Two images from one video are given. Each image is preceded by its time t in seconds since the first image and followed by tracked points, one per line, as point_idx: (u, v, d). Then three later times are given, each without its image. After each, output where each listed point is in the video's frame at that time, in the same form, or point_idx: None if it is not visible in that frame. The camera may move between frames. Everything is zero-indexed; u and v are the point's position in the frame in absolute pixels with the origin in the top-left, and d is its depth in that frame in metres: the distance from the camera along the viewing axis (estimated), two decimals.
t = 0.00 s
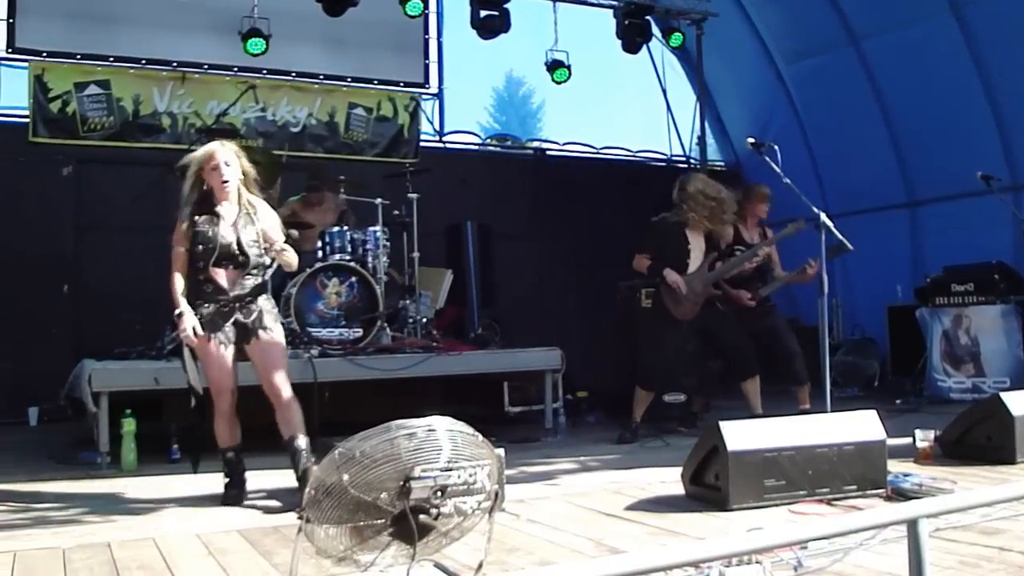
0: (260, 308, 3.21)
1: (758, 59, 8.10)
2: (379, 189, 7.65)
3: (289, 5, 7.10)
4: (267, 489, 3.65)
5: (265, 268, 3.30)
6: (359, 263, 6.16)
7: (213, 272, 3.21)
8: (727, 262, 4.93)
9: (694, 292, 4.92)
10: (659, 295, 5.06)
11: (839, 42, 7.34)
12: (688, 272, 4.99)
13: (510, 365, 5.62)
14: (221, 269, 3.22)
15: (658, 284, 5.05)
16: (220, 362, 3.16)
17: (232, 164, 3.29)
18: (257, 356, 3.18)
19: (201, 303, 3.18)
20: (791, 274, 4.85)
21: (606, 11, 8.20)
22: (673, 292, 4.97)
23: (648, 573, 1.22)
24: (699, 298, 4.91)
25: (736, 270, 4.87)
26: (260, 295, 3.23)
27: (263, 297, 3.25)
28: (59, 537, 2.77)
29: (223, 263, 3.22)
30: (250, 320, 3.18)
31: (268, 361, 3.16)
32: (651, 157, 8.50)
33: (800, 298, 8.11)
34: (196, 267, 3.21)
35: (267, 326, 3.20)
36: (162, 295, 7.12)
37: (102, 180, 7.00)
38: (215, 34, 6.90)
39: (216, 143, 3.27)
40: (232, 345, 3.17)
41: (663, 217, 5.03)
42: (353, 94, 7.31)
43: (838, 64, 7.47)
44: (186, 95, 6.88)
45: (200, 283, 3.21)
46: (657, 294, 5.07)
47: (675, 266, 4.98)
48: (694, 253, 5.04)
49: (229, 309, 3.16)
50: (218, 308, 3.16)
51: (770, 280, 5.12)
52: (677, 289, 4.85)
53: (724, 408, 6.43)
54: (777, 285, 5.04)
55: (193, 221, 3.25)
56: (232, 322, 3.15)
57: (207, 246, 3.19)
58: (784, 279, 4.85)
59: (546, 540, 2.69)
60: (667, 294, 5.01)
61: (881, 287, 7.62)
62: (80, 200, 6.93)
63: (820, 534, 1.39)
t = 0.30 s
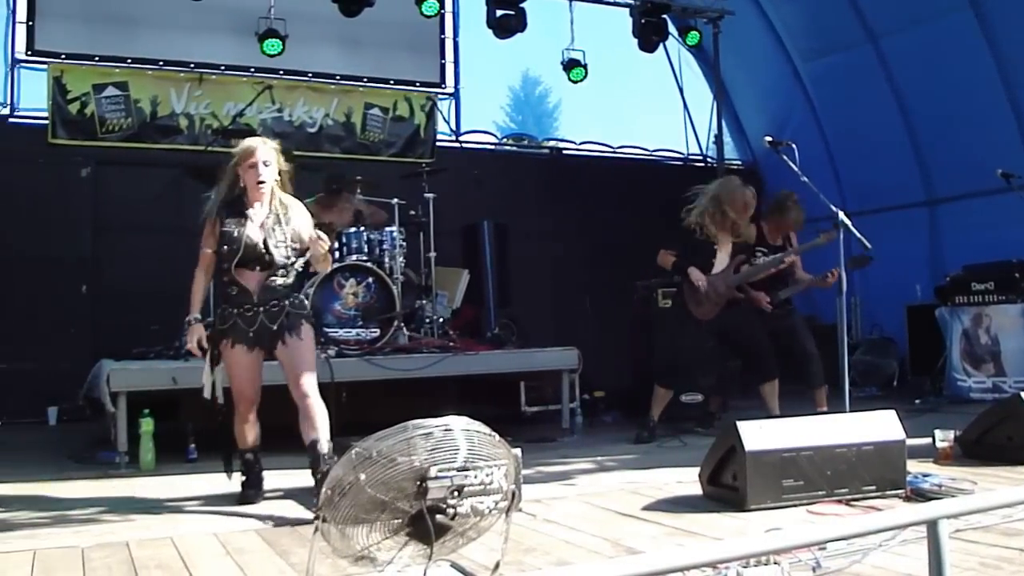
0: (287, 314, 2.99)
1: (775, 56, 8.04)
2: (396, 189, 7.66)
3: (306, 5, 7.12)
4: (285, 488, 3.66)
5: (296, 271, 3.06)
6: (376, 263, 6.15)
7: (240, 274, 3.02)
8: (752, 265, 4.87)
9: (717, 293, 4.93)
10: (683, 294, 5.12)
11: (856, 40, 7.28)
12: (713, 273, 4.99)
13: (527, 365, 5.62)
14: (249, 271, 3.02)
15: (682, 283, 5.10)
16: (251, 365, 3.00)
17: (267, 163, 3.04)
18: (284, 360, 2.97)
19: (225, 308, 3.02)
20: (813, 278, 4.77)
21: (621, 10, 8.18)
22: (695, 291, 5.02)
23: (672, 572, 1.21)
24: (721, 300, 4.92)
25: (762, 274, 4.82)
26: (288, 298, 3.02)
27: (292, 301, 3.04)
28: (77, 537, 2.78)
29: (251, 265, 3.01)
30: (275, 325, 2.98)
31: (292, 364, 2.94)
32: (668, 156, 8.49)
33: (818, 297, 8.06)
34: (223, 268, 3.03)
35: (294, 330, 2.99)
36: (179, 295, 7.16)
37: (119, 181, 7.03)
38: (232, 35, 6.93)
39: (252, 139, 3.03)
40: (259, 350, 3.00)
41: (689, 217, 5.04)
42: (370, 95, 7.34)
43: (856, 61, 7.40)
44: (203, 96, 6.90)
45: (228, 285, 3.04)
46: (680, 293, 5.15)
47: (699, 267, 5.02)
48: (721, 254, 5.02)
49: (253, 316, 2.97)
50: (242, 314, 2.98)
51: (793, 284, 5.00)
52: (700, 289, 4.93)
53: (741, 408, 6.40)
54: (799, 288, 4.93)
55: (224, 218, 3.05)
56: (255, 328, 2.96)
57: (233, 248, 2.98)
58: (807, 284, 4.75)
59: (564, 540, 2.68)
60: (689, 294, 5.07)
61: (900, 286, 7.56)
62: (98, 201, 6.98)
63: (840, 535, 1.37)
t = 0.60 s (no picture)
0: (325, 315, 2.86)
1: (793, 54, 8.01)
2: (412, 189, 7.68)
3: (322, 6, 7.14)
4: (302, 488, 3.66)
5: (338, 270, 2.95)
6: (392, 264, 6.23)
7: (281, 272, 2.91)
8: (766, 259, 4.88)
9: (734, 291, 4.88)
10: (700, 294, 5.05)
11: (874, 37, 7.22)
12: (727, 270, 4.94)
13: (544, 365, 5.61)
14: (290, 269, 2.91)
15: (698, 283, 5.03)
16: (284, 371, 2.92)
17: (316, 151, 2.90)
18: (316, 359, 2.81)
19: (263, 309, 2.90)
20: (826, 270, 4.76)
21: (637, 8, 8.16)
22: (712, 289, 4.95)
23: (686, 573, 1.20)
24: (740, 296, 4.87)
25: (776, 267, 4.81)
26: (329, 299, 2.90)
27: (333, 301, 2.91)
28: (96, 536, 2.80)
29: (293, 263, 2.90)
30: (312, 326, 2.87)
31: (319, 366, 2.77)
32: (684, 155, 8.42)
33: (837, 296, 8.01)
34: (262, 264, 2.91)
35: (333, 334, 2.84)
36: (197, 296, 7.20)
37: (137, 182, 7.08)
38: (249, 36, 6.96)
39: (300, 125, 2.88)
40: (297, 353, 2.90)
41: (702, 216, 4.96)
42: (386, 95, 7.34)
43: (874, 59, 7.35)
44: (220, 98, 6.95)
45: (267, 283, 2.93)
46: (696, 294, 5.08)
47: (714, 265, 4.94)
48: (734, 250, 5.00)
49: (291, 317, 2.86)
50: (280, 315, 2.87)
51: (807, 278, 5.01)
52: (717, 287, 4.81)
53: (760, 408, 6.37)
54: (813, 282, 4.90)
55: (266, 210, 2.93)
56: (294, 330, 2.86)
57: (273, 245, 2.87)
58: (819, 275, 4.73)
59: (581, 540, 2.67)
60: (706, 293, 5.00)
61: (920, 285, 7.50)
62: (117, 202, 7.03)
63: (855, 535, 1.36)
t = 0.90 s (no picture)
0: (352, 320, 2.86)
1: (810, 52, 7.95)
2: (428, 189, 7.68)
3: (338, 6, 7.16)
4: (318, 488, 3.67)
5: (367, 273, 2.89)
6: (408, 263, 6.27)
7: (309, 272, 2.89)
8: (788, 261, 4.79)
9: (752, 292, 4.86)
10: (720, 293, 5.06)
11: (893, 34, 7.16)
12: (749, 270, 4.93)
13: (560, 364, 5.59)
14: (319, 271, 2.89)
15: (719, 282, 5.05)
16: (307, 371, 2.94)
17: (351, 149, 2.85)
18: (338, 361, 2.83)
19: (289, 308, 2.88)
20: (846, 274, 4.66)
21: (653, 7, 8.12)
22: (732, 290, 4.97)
23: (707, 573, 1.19)
24: (759, 297, 4.86)
25: (800, 270, 4.73)
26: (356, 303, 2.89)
27: (360, 305, 2.90)
28: (113, 535, 2.81)
29: (321, 264, 2.87)
30: (339, 330, 2.84)
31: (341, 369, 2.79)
32: (702, 153, 8.42)
33: (856, 295, 7.97)
34: (290, 263, 2.88)
35: (359, 336, 2.86)
36: (214, 296, 7.23)
37: (155, 183, 7.12)
38: (265, 37, 6.99)
39: (336, 122, 2.84)
40: (321, 357, 2.89)
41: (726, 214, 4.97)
42: (401, 95, 7.32)
43: (892, 56, 7.29)
44: (237, 98, 6.96)
45: (293, 282, 2.88)
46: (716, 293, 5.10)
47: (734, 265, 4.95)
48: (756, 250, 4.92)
49: (317, 320, 2.84)
50: (306, 318, 2.85)
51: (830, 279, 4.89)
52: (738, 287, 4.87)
53: (777, 408, 6.33)
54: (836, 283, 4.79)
55: (297, 205, 2.88)
56: (318, 333, 2.84)
57: (303, 244, 2.84)
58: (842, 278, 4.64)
59: (598, 541, 2.66)
60: (725, 292, 5.02)
61: (939, 283, 7.42)
62: (135, 202, 7.07)
63: (875, 537, 1.34)
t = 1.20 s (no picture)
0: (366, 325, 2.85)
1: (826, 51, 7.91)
2: (441, 189, 7.69)
3: (352, 6, 7.17)
4: (332, 488, 3.67)
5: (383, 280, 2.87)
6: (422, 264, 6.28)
7: (326, 278, 2.90)
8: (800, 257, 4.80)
9: (768, 290, 4.82)
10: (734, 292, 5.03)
11: (908, 32, 7.11)
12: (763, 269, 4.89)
13: (574, 363, 5.58)
14: (335, 276, 2.90)
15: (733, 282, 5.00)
16: (321, 370, 2.95)
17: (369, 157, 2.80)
18: (354, 361, 2.82)
19: (302, 311, 2.89)
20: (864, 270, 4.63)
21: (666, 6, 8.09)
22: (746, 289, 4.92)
23: (723, 574, 1.18)
24: (774, 296, 4.82)
25: (811, 266, 4.74)
26: (372, 308, 2.87)
27: (375, 311, 2.88)
28: (128, 534, 2.82)
29: (338, 271, 2.89)
30: (353, 333, 2.86)
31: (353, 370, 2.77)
32: (716, 153, 8.35)
33: (872, 296, 7.93)
34: (308, 268, 2.90)
35: (374, 338, 2.85)
36: (229, 296, 7.26)
37: (170, 184, 7.16)
38: (279, 38, 7.01)
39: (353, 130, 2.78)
40: (337, 358, 2.92)
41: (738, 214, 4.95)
42: (415, 94, 7.36)
43: (908, 54, 7.24)
44: (251, 99, 7.00)
45: (309, 287, 2.90)
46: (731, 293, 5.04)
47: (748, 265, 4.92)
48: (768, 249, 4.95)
49: (332, 324, 2.86)
50: (321, 322, 2.86)
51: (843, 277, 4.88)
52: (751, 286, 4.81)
53: (792, 408, 6.30)
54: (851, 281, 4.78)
55: (314, 212, 2.89)
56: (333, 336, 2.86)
57: (319, 253, 2.85)
58: (857, 275, 4.64)
59: (612, 542, 2.65)
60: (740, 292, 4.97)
61: (956, 283, 7.36)
62: (150, 203, 7.11)
63: (892, 537, 1.33)
